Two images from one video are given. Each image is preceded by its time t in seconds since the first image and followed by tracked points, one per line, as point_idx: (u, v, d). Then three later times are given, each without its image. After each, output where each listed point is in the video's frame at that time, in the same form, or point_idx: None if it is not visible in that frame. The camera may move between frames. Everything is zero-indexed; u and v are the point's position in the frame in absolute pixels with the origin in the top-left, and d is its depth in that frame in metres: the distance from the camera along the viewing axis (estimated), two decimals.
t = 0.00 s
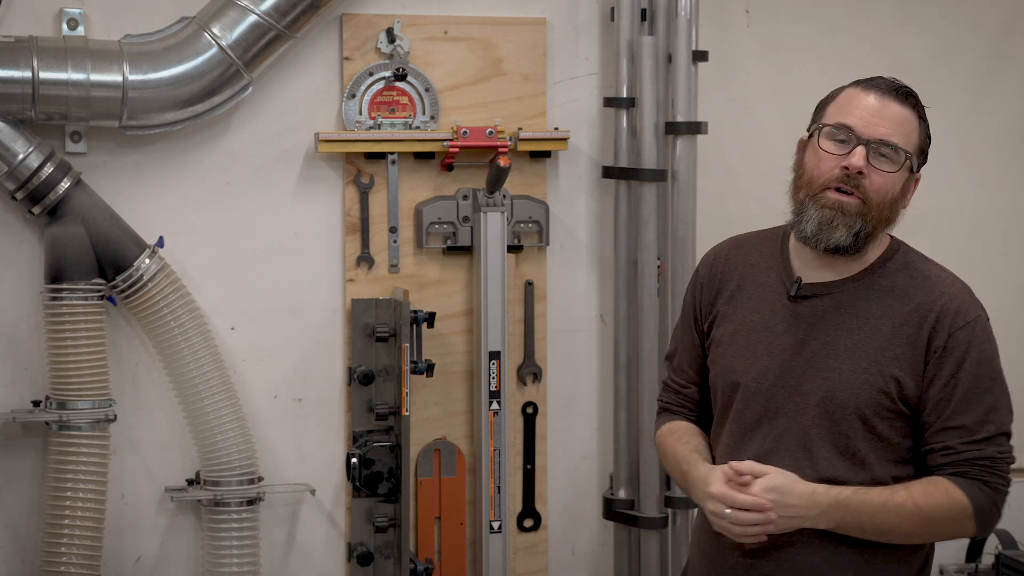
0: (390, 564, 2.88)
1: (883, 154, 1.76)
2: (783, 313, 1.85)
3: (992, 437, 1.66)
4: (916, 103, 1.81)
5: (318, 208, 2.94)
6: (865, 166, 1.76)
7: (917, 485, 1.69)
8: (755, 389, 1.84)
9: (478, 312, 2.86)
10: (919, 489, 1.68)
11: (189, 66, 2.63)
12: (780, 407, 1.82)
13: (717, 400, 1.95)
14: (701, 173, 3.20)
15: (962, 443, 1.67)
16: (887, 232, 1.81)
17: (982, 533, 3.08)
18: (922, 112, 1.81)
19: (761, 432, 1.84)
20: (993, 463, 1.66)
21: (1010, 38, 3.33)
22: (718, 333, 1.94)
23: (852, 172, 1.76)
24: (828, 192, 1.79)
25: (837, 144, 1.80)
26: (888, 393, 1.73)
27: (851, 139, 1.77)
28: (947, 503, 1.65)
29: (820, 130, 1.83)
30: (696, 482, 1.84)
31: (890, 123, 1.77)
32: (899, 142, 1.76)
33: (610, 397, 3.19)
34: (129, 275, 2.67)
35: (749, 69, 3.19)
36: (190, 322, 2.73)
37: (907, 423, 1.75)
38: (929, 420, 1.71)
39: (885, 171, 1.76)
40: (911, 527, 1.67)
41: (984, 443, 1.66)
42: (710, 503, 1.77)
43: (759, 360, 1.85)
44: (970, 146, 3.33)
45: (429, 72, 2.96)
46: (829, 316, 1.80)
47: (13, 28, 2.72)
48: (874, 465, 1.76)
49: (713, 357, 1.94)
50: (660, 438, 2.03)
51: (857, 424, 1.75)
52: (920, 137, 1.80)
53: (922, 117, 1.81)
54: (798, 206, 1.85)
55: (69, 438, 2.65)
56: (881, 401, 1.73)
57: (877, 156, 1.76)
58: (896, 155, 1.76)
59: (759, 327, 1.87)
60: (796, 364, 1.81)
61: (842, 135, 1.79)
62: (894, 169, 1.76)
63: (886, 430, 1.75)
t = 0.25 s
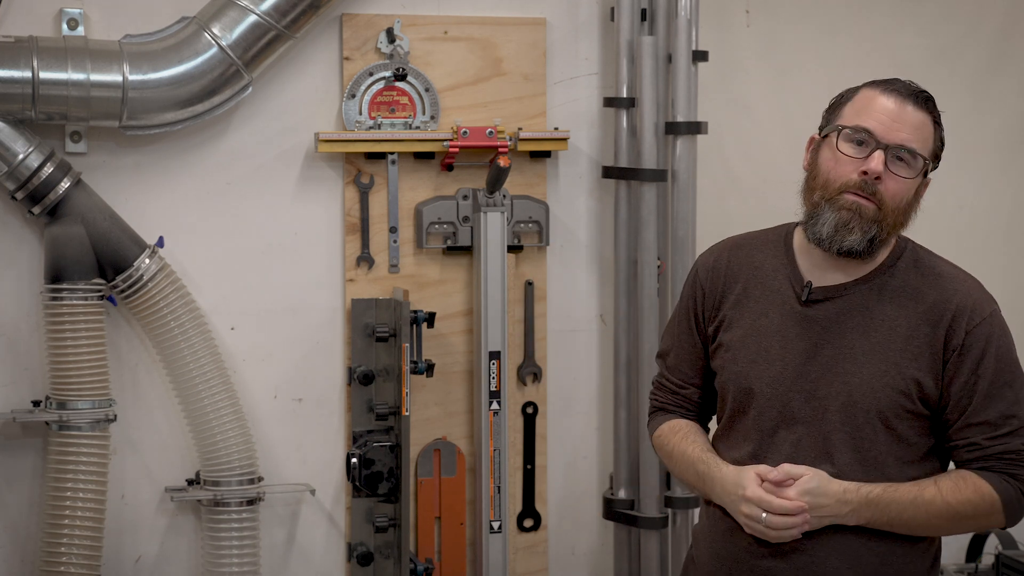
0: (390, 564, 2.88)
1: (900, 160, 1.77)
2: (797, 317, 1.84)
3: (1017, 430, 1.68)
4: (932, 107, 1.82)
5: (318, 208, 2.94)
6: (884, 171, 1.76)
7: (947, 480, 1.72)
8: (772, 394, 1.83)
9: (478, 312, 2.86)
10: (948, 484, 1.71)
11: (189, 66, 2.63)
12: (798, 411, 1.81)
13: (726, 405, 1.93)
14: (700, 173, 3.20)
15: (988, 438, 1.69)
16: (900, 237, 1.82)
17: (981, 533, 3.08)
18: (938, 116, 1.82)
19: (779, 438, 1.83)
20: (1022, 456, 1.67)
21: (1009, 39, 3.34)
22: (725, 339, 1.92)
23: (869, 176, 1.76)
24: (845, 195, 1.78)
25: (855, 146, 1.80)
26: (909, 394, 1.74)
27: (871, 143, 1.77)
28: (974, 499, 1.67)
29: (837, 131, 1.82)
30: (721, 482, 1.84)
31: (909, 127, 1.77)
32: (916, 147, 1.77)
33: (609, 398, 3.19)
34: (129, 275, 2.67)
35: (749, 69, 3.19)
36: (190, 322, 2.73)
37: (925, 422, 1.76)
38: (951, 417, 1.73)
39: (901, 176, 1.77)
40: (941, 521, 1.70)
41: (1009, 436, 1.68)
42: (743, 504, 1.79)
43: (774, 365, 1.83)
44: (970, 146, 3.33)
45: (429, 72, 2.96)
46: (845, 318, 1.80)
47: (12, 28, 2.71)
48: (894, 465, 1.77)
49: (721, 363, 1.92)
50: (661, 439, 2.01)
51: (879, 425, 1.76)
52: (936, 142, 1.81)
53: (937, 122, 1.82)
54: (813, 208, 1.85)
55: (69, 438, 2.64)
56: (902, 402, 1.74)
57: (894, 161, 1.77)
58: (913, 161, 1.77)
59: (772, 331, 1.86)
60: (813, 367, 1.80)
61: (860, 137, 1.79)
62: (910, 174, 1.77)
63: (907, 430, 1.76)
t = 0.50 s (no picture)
0: (390, 564, 2.88)
1: (899, 176, 1.76)
2: (794, 317, 1.84)
3: (1010, 434, 1.69)
4: (937, 119, 1.79)
5: (318, 208, 2.94)
6: (883, 189, 1.75)
7: (942, 482, 1.72)
8: (769, 395, 1.83)
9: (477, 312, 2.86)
10: (943, 487, 1.71)
11: (189, 66, 2.63)
12: (795, 412, 1.81)
13: (721, 405, 1.92)
14: (701, 173, 3.20)
15: (981, 442, 1.70)
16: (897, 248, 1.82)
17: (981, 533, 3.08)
18: (942, 127, 1.79)
19: (774, 438, 1.82)
20: (1014, 459, 1.69)
21: (1009, 39, 3.34)
22: (721, 339, 1.91)
23: (868, 193, 1.75)
24: (842, 211, 1.78)
25: (856, 161, 1.78)
26: (905, 396, 1.74)
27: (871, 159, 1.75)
28: (969, 502, 1.68)
29: (839, 143, 1.80)
30: (721, 481, 1.84)
31: (912, 143, 1.75)
32: (917, 164, 1.76)
33: (610, 398, 3.18)
34: (129, 275, 2.67)
35: (749, 69, 3.19)
36: (190, 322, 2.73)
37: (920, 424, 1.77)
38: (946, 420, 1.74)
39: (900, 193, 1.76)
40: (936, 524, 1.71)
41: (1002, 440, 1.69)
42: (741, 501, 1.79)
43: (771, 365, 1.83)
44: (970, 146, 3.33)
45: (429, 72, 2.96)
46: (842, 319, 1.81)
47: (12, 28, 2.72)
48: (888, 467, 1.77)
49: (716, 363, 1.92)
50: (657, 439, 2.00)
51: (874, 427, 1.76)
52: (938, 155, 1.79)
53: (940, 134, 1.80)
54: (811, 219, 1.84)
55: (69, 438, 2.64)
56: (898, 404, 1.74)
57: (893, 178, 1.76)
58: (912, 177, 1.76)
59: (769, 331, 1.85)
60: (810, 368, 1.80)
61: (861, 152, 1.77)
62: (910, 191, 1.76)
63: (902, 431, 1.76)
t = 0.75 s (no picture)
0: (390, 564, 2.88)
1: (881, 170, 1.77)
2: (782, 316, 1.84)
3: (997, 430, 1.69)
4: (916, 113, 1.80)
5: (318, 208, 2.94)
6: (864, 184, 1.76)
7: (926, 477, 1.72)
8: (758, 393, 1.83)
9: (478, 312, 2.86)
10: (928, 482, 1.71)
11: (189, 66, 2.63)
12: (783, 409, 1.80)
13: (711, 405, 1.92)
14: (701, 173, 3.20)
15: (968, 438, 1.69)
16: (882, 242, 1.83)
17: (982, 533, 3.08)
18: (921, 121, 1.80)
19: (764, 435, 1.82)
20: (999, 456, 1.69)
21: (1009, 38, 3.33)
22: (710, 339, 1.92)
23: (850, 189, 1.76)
24: (824, 207, 1.79)
25: (837, 157, 1.79)
26: (892, 392, 1.74)
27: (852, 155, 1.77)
28: (954, 496, 1.68)
29: (820, 141, 1.81)
30: (708, 478, 1.83)
31: (891, 138, 1.76)
32: (898, 158, 1.76)
33: (610, 398, 3.18)
34: (129, 275, 2.67)
35: (749, 69, 3.19)
36: (191, 322, 2.73)
37: (908, 420, 1.76)
38: (933, 416, 1.73)
39: (882, 188, 1.77)
40: (920, 518, 1.70)
41: (989, 436, 1.69)
42: (724, 496, 1.78)
43: (760, 363, 1.83)
44: (970, 146, 3.33)
45: (429, 72, 2.96)
46: (829, 317, 1.81)
47: (12, 28, 2.72)
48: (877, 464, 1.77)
49: (706, 363, 1.92)
50: (648, 440, 2.00)
51: (862, 424, 1.76)
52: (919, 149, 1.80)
53: (920, 127, 1.80)
54: (795, 216, 1.85)
55: (69, 438, 2.64)
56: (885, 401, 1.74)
57: (875, 173, 1.77)
58: (894, 171, 1.77)
59: (757, 330, 1.86)
60: (798, 366, 1.80)
61: (841, 149, 1.78)
62: (892, 185, 1.77)
63: (890, 428, 1.76)
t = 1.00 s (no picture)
0: (390, 564, 2.88)
1: (871, 172, 1.76)
2: (776, 317, 1.84)
3: (990, 428, 1.68)
4: (903, 112, 1.79)
5: (318, 208, 2.94)
6: (854, 186, 1.75)
7: (921, 476, 1.72)
8: (752, 394, 1.83)
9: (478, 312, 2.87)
10: (922, 480, 1.70)
11: (189, 66, 2.63)
12: (778, 410, 1.81)
13: (707, 407, 1.92)
14: (700, 173, 3.20)
15: (961, 436, 1.69)
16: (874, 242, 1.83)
17: (981, 533, 3.08)
18: (909, 120, 1.80)
19: (760, 436, 1.82)
20: (993, 453, 1.68)
21: (1009, 38, 3.34)
22: (705, 341, 1.92)
23: (840, 192, 1.76)
24: (815, 210, 1.79)
25: (826, 160, 1.79)
26: (886, 391, 1.74)
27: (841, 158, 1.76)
28: (948, 495, 1.67)
29: (808, 144, 1.81)
30: (704, 483, 1.84)
31: (880, 139, 1.75)
32: (888, 159, 1.76)
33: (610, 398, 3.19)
34: (129, 275, 2.67)
35: (749, 69, 3.19)
36: (190, 322, 2.73)
37: (904, 419, 1.76)
38: (927, 414, 1.73)
39: (872, 190, 1.76)
40: (916, 518, 1.70)
41: (983, 434, 1.68)
42: (719, 503, 1.78)
43: (754, 364, 1.84)
44: (969, 146, 3.33)
45: (429, 72, 2.96)
46: (822, 316, 1.81)
47: (12, 28, 2.71)
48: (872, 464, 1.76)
49: (701, 365, 1.92)
50: (646, 445, 2.01)
51: (857, 423, 1.76)
52: (908, 148, 1.79)
53: (908, 127, 1.80)
54: (786, 219, 1.85)
55: (70, 438, 2.64)
56: (878, 399, 1.74)
57: (864, 175, 1.76)
58: (884, 172, 1.76)
59: (751, 331, 1.86)
60: (791, 366, 1.81)
61: (830, 151, 1.78)
62: (882, 186, 1.77)
63: (885, 427, 1.76)
